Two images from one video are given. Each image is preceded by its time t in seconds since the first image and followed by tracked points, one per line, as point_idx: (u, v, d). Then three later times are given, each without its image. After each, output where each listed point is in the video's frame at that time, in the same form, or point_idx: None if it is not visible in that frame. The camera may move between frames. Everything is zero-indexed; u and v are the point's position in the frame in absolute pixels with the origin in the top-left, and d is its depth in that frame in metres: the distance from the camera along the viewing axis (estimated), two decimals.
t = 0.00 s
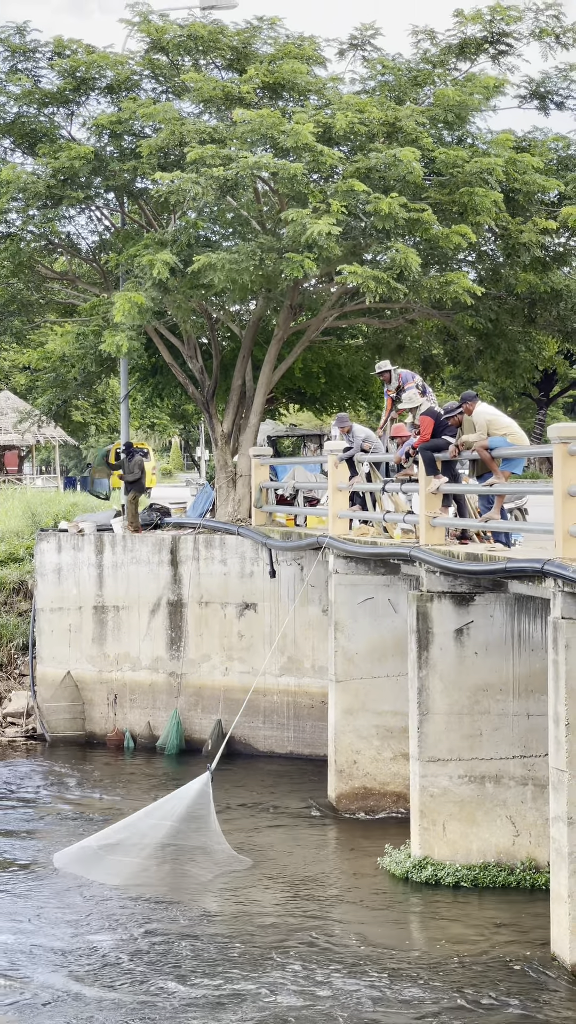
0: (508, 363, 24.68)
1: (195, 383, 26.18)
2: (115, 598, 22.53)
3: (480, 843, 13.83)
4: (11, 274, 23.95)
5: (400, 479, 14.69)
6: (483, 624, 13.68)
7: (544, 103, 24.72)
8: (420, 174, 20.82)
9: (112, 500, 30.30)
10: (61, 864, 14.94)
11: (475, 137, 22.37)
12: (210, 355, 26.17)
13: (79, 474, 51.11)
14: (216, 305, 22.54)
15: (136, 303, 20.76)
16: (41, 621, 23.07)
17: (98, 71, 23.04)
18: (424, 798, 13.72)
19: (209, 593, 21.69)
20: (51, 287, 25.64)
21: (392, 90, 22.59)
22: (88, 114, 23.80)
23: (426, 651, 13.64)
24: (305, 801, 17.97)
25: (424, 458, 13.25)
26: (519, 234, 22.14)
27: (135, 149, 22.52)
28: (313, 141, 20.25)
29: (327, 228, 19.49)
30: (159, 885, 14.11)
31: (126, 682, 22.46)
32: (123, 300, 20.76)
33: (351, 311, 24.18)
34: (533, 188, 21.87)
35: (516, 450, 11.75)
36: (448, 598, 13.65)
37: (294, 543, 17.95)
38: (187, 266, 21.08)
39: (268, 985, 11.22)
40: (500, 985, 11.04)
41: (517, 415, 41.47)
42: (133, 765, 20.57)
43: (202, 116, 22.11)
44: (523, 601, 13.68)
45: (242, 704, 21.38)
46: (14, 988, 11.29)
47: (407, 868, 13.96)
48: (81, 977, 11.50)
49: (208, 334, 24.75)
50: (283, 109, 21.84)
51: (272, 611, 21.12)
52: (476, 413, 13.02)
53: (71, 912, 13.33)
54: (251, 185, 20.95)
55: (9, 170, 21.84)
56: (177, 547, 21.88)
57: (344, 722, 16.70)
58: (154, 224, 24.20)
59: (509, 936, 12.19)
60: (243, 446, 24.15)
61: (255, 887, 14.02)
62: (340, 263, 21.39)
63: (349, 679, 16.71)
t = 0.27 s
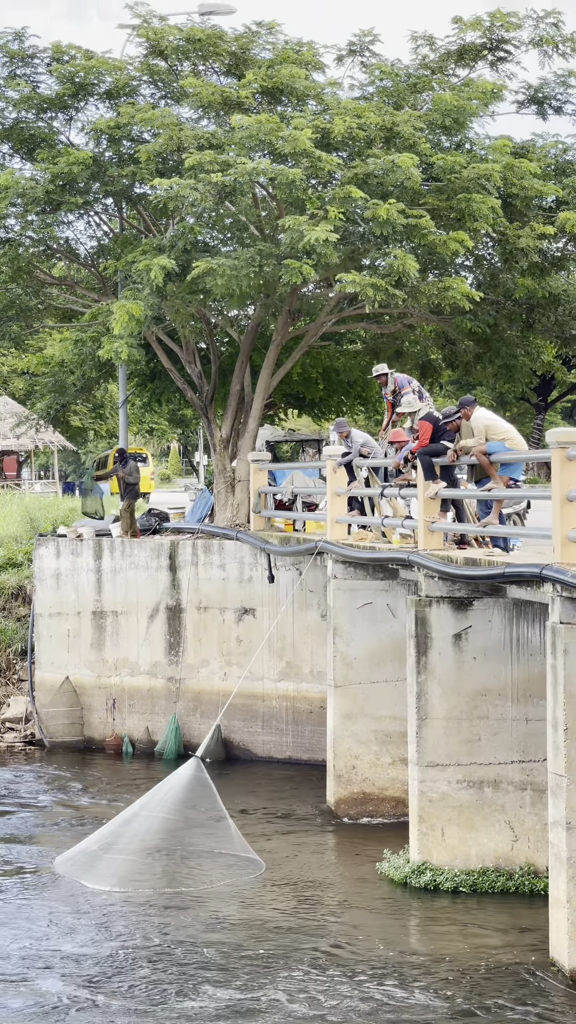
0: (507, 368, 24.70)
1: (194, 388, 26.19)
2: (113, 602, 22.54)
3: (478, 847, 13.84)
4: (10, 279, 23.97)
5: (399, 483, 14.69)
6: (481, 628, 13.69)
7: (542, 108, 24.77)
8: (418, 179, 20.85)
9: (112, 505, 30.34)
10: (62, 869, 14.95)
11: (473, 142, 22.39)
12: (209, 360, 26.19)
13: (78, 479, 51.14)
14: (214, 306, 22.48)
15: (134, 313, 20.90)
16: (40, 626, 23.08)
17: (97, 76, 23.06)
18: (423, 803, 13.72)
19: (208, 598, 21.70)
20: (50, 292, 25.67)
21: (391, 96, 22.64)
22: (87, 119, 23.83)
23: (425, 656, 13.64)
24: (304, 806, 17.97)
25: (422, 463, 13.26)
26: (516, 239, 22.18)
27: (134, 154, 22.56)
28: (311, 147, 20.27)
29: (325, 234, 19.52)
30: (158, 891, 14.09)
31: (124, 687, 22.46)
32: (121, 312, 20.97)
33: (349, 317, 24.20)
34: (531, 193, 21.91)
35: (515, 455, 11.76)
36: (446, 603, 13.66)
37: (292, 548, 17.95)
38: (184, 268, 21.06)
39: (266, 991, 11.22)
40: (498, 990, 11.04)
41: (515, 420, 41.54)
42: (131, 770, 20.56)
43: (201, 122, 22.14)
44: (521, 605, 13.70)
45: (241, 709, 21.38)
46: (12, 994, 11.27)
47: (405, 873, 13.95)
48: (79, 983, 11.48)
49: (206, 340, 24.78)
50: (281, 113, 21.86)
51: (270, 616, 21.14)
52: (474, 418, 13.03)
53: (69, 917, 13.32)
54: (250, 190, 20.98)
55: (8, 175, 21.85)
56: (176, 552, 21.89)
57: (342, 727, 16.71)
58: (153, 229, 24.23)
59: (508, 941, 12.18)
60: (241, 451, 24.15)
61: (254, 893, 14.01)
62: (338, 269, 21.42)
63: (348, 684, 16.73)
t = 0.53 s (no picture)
0: (505, 374, 24.71)
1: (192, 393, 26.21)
2: (112, 607, 22.54)
3: (477, 853, 13.83)
4: (8, 284, 23.98)
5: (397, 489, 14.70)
6: (480, 633, 13.68)
7: (540, 113, 24.80)
8: (416, 184, 20.87)
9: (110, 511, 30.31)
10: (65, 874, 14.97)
11: (471, 148, 22.41)
12: (206, 365, 26.19)
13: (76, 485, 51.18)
14: (212, 314, 22.57)
15: (130, 315, 20.85)
16: (38, 631, 23.07)
17: (95, 81, 23.08)
18: (421, 808, 13.71)
19: (206, 603, 21.69)
20: (48, 297, 25.70)
21: (388, 101, 22.67)
22: (85, 124, 23.84)
23: (423, 661, 13.62)
24: (302, 811, 17.95)
25: (420, 468, 13.26)
26: (514, 244, 22.21)
27: (132, 159, 22.58)
28: (309, 153, 20.29)
29: (323, 240, 19.54)
30: (156, 896, 14.07)
31: (123, 691, 22.46)
32: (116, 312, 20.85)
33: (347, 322, 24.22)
34: (529, 198, 21.94)
35: (513, 460, 11.75)
36: (444, 608, 13.66)
37: (291, 553, 17.95)
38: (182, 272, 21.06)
39: (264, 997, 11.20)
40: (497, 996, 11.03)
41: (513, 424, 41.60)
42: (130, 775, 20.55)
43: (199, 127, 22.17)
44: (520, 610, 13.70)
45: (239, 714, 21.37)
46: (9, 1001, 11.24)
47: (404, 878, 13.94)
48: (77, 989, 11.45)
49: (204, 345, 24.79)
50: (279, 118, 21.88)
51: (269, 620, 21.14)
52: (472, 423, 13.02)
53: (67, 923, 13.29)
54: (248, 195, 21.00)
55: (5, 181, 21.86)
56: (174, 557, 21.88)
57: (340, 731, 16.72)
58: (151, 235, 24.24)
59: (507, 946, 12.17)
60: (239, 456, 24.20)
61: (252, 898, 14.00)
62: (337, 274, 21.45)
63: (346, 688, 16.73)
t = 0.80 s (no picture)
0: (503, 378, 24.70)
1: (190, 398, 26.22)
2: (110, 612, 22.53)
3: (476, 857, 13.82)
4: (6, 289, 24.00)
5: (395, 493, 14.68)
6: (478, 638, 13.69)
7: (538, 117, 24.83)
8: (414, 188, 20.90)
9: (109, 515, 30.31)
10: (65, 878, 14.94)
11: (469, 151, 22.43)
12: (205, 369, 26.17)
13: (75, 490, 51.19)
14: (210, 318, 22.57)
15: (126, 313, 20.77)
16: (36, 636, 23.06)
17: (93, 86, 23.10)
18: (420, 812, 13.71)
19: (205, 608, 21.69)
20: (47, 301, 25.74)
21: (387, 105, 22.70)
22: (83, 129, 23.87)
23: (421, 665, 13.62)
24: (302, 816, 17.94)
25: (419, 473, 13.26)
26: (513, 249, 22.22)
27: (130, 163, 22.61)
28: (308, 157, 20.31)
29: (322, 243, 19.55)
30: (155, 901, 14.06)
31: (121, 696, 22.45)
32: (113, 312, 20.77)
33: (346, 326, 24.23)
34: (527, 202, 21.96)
35: (511, 464, 11.76)
36: (443, 612, 13.66)
37: (289, 557, 17.94)
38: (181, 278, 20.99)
39: (264, 1002, 11.18)
40: (496, 1000, 11.02)
41: (512, 428, 41.60)
42: (129, 780, 20.53)
43: (197, 131, 22.19)
44: (519, 615, 13.71)
45: (238, 718, 21.37)
46: (9, 1007, 11.22)
47: (403, 883, 13.92)
48: (76, 995, 11.44)
49: (203, 349, 24.80)
50: (278, 122, 21.90)
51: (268, 624, 21.15)
52: (471, 427, 13.03)
53: (66, 928, 13.28)
54: (246, 199, 20.99)
55: (4, 186, 21.88)
56: (172, 561, 21.87)
57: (339, 736, 16.72)
58: (150, 239, 24.26)
59: (506, 951, 12.16)
60: (238, 460, 24.20)
61: (251, 903, 13.99)
62: (335, 279, 21.46)
63: (345, 692, 16.73)
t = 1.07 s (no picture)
0: (502, 381, 24.65)
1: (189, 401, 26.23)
2: (109, 615, 22.53)
3: (475, 860, 13.81)
4: (5, 292, 24.01)
5: (394, 496, 14.69)
6: (477, 641, 13.68)
7: (536, 119, 24.85)
8: (413, 191, 20.91)
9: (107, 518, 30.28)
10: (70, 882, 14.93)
11: (468, 154, 22.45)
12: (204, 372, 26.16)
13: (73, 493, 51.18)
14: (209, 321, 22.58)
15: (125, 313, 20.72)
16: (36, 639, 23.06)
17: (92, 89, 23.12)
18: (419, 815, 13.70)
19: (203, 611, 21.69)
20: (45, 304, 25.78)
21: (385, 108, 22.72)
22: (82, 131, 23.88)
23: (420, 668, 13.60)
24: (301, 819, 17.93)
25: (418, 475, 13.25)
26: (512, 251, 22.23)
27: (128, 166, 22.62)
28: (307, 159, 20.32)
29: (321, 245, 19.56)
30: (154, 904, 14.04)
31: (120, 699, 22.44)
32: (113, 311, 20.68)
33: (345, 329, 24.25)
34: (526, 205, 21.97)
35: (510, 467, 11.75)
36: (442, 615, 13.65)
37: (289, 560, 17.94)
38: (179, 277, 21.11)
39: (263, 1005, 11.17)
40: (496, 1003, 11.01)
41: (511, 431, 41.60)
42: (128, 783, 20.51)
43: (196, 133, 22.21)
44: (518, 618, 13.71)
45: (237, 721, 21.35)
46: (8, 1010, 11.21)
47: (402, 886, 13.90)
48: (75, 998, 11.42)
49: (202, 352, 24.81)
50: (276, 125, 21.90)
51: (267, 627, 21.15)
52: (470, 430, 13.02)
53: (65, 931, 13.26)
54: (245, 202, 20.98)
55: (2, 189, 21.89)
56: (171, 564, 21.87)
57: (338, 739, 16.71)
58: (149, 242, 24.28)
59: (505, 954, 12.15)
60: (237, 463, 24.19)
61: (250, 906, 13.97)
62: (334, 281, 21.47)
63: (343, 695, 16.72)
